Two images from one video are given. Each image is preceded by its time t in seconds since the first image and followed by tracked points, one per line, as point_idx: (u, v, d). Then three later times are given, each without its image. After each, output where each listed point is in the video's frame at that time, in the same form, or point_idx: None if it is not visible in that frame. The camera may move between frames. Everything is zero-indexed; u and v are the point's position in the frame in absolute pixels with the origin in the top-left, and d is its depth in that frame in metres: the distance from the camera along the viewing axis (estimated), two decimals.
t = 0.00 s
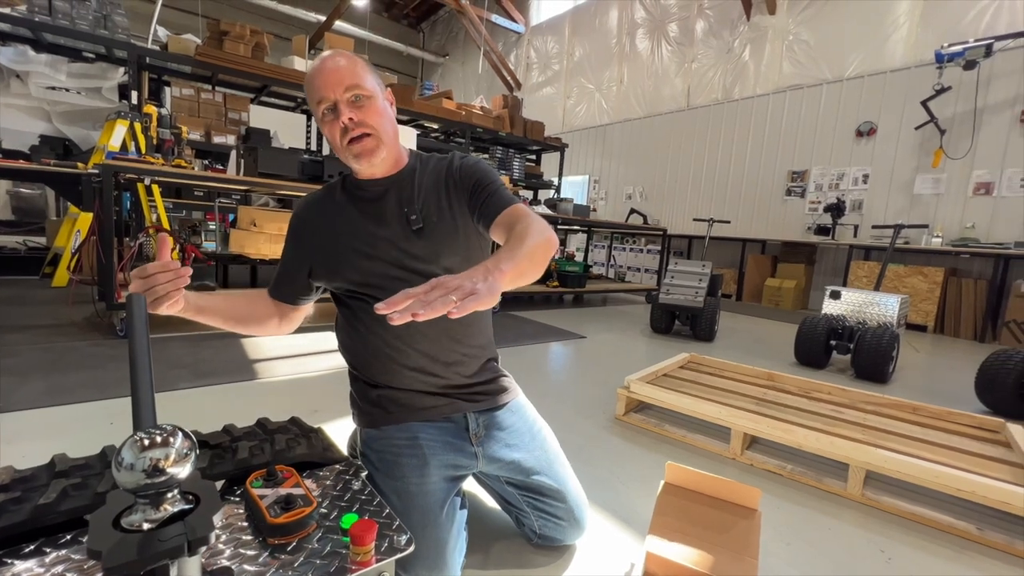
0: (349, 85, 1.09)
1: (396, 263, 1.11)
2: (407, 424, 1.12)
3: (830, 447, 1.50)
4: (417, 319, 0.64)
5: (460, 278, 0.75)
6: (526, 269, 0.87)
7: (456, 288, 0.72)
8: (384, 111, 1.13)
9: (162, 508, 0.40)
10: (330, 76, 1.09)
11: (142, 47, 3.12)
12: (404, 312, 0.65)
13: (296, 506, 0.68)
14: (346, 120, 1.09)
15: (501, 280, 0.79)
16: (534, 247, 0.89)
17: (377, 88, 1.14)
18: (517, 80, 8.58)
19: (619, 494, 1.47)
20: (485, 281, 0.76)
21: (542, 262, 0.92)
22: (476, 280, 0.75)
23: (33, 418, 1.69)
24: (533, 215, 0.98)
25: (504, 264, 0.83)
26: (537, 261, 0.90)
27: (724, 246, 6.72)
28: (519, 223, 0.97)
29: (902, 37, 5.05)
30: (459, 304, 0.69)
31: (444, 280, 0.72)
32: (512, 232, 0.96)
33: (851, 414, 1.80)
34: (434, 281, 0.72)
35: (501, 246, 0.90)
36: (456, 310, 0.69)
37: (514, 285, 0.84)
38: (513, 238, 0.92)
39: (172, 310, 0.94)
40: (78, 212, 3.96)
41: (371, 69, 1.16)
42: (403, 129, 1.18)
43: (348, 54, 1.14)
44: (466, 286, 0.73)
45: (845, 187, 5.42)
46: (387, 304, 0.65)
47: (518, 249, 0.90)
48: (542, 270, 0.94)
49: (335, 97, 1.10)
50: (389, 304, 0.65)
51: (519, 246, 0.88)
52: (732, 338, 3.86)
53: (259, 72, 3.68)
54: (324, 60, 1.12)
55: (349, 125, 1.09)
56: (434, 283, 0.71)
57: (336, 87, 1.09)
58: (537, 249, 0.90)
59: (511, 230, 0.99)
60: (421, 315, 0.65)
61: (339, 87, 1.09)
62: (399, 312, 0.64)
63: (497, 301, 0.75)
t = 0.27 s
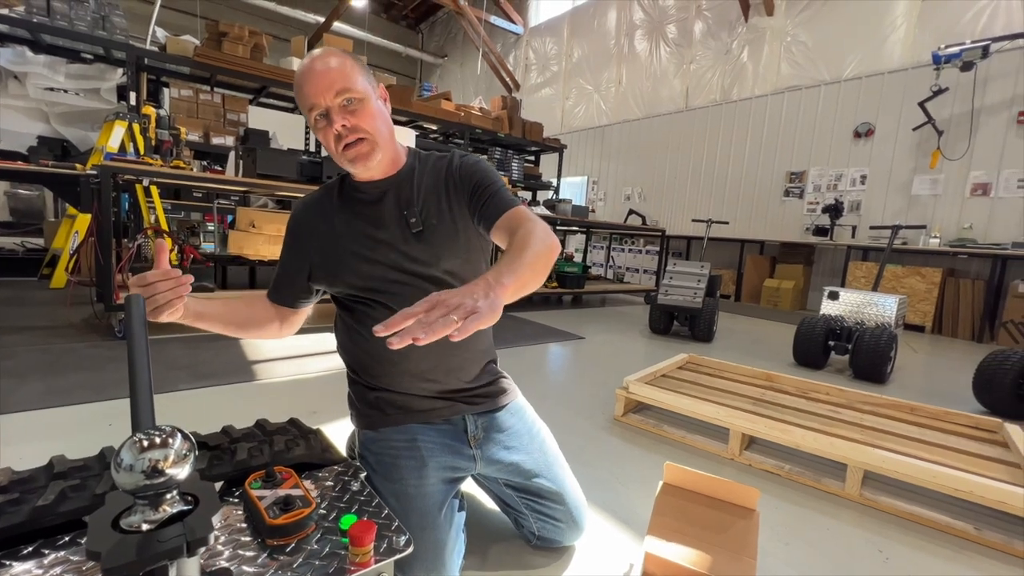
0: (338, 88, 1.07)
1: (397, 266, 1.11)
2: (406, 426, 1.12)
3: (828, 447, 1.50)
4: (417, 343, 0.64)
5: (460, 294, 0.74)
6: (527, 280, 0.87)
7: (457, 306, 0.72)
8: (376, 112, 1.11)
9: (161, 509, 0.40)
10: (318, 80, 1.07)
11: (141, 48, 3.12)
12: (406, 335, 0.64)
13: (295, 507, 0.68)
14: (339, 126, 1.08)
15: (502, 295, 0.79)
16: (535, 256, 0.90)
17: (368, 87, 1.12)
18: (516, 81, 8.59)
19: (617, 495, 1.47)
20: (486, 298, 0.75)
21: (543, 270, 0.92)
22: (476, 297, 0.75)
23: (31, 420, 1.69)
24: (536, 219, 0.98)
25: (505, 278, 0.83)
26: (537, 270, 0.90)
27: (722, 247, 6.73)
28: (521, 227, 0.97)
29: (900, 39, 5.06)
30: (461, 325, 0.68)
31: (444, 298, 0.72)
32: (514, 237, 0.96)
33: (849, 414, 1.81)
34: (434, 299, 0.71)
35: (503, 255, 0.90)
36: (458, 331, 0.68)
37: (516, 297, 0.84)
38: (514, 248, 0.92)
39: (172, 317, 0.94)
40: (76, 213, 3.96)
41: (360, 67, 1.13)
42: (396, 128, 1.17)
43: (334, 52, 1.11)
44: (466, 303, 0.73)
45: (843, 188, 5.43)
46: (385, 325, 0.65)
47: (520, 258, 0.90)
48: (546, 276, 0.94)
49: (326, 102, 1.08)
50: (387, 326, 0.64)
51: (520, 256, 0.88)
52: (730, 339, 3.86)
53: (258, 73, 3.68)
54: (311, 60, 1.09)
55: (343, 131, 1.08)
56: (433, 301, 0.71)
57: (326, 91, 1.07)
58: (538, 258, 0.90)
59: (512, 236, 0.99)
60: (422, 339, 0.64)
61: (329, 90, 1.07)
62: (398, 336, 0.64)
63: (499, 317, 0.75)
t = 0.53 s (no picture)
0: (337, 87, 1.07)
1: (395, 268, 1.11)
2: (402, 426, 1.12)
3: (826, 446, 1.50)
4: (412, 354, 0.63)
5: (456, 303, 0.74)
6: (523, 287, 0.87)
7: (452, 314, 0.71)
8: (375, 112, 1.11)
9: (157, 508, 0.40)
10: (318, 79, 1.07)
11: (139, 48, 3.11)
12: (402, 346, 0.64)
13: (293, 507, 0.68)
14: (337, 125, 1.09)
15: (498, 302, 0.78)
16: (533, 261, 0.89)
17: (369, 87, 1.11)
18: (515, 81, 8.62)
19: (616, 494, 1.47)
20: (483, 306, 0.74)
21: (542, 275, 0.92)
22: (472, 306, 0.74)
23: (28, 420, 1.69)
24: (535, 226, 0.99)
25: (502, 285, 0.82)
26: (535, 276, 0.89)
27: (721, 247, 6.73)
28: (520, 232, 0.97)
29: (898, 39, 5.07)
30: (458, 335, 0.67)
31: (439, 306, 0.71)
32: (513, 241, 0.96)
33: (847, 414, 1.81)
34: (429, 307, 0.71)
35: (501, 261, 0.89)
36: (455, 341, 0.67)
37: (513, 304, 0.84)
38: (512, 253, 0.91)
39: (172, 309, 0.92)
40: (74, 213, 3.95)
41: (362, 66, 1.13)
42: (396, 128, 1.16)
43: (338, 51, 1.11)
44: (463, 313, 0.72)
45: (841, 188, 5.44)
46: (380, 335, 0.64)
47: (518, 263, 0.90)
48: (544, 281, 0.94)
49: (324, 101, 1.08)
50: (381, 336, 0.64)
51: (518, 262, 0.88)
52: (728, 338, 3.87)
53: (256, 73, 3.68)
54: (314, 57, 1.09)
55: (340, 131, 1.09)
56: (428, 311, 0.70)
57: (325, 90, 1.07)
58: (537, 263, 0.90)
59: (510, 239, 0.98)
60: (418, 350, 0.63)
61: (328, 90, 1.07)
62: (394, 346, 0.63)
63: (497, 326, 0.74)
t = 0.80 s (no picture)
0: (339, 78, 1.08)
1: (393, 270, 1.11)
2: (401, 426, 1.12)
3: (825, 446, 1.50)
4: (392, 338, 0.61)
5: (443, 293, 0.72)
6: (514, 286, 0.86)
7: (438, 302, 0.69)
8: (375, 106, 1.11)
9: (153, 509, 0.40)
10: (320, 69, 1.08)
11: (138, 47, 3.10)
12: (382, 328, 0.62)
13: (291, 507, 0.67)
14: (334, 114, 1.08)
15: (487, 297, 0.77)
16: (530, 264, 0.89)
17: (370, 82, 1.12)
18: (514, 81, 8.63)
19: (615, 494, 1.47)
20: (470, 298, 0.73)
21: (540, 278, 0.91)
22: (460, 296, 0.72)
23: (26, 420, 1.68)
24: (535, 224, 0.97)
25: (494, 280, 0.81)
26: (530, 279, 0.89)
27: (720, 247, 6.74)
28: (519, 232, 0.96)
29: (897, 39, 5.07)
30: (439, 323, 0.66)
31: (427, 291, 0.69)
32: (511, 242, 0.95)
33: (846, 414, 1.81)
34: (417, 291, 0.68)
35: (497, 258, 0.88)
36: (435, 329, 0.66)
37: (504, 300, 0.83)
38: (508, 252, 0.90)
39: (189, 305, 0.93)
40: (72, 213, 3.95)
41: (365, 62, 1.14)
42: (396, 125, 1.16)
43: (343, 46, 1.12)
44: (449, 301, 0.70)
45: (840, 188, 5.44)
46: (362, 318, 0.63)
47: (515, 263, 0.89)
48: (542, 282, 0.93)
49: (324, 91, 1.09)
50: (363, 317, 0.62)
51: (515, 263, 0.87)
52: (727, 338, 3.87)
53: (255, 73, 3.67)
54: (319, 50, 1.10)
55: (337, 120, 1.08)
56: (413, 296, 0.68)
57: (326, 81, 1.08)
58: (534, 265, 0.89)
59: (509, 241, 0.98)
60: (397, 335, 0.62)
61: (329, 80, 1.08)
62: (373, 329, 0.62)
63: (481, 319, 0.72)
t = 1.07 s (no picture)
0: (346, 73, 1.08)
1: (395, 274, 1.11)
2: (402, 426, 1.12)
3: (825, 446, 1.50)
4: (387, 368, 0.62)
5: (441, 315, 0.72)
6: (519, 304, 0.85)
7: (437, 328, 0.70)
8: (379, 102, 1.11)
9: (152, 508, 0.40)
10: (325, 58, 1.08)
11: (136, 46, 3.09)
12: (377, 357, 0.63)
13: (290, 507, 0.67)
14: (339, 107, 1.08)
15: (488, 318, 0.77)
16: (533, 276, 0.89)
17: (377, 79, 1.13)
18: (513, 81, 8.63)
19: (615, 494, 1.47)
20: (470, 321, 0.74)
21: (543, 289, 0.91)
22: (459, 319, 0.73)
23: (25, 420, 1.68)
24: (539, 232, 0.97)
25: (494, 300, 0.81)
26: (529, 294, 0.87)
27: (719, 247, 6.74)
28: (522, 241, 0.97)
29: (896, 39, 5.07)
30: (438, 351, 0.67)
31: (424, 318, 0.70)
32: (515, 251, 0.95)
33: (845, 413, 1.81)
34: (414, 318, 0.70)
35: (501, 274, 0.88)
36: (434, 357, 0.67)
37: (504, 319, 0.83)
38: (510, 267, 0.90)
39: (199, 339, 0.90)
40: (71, 213, 3.94)
41: (373, 58, 1.15)
42: (399, 122, 1.16)
43: (351, 40, 1.13)
44: (446, 326, 0.71)
45: (839, 188, 5.44)
46: (358, 343, 0.63)
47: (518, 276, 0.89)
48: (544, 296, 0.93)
49: (329, 82, 1.08)
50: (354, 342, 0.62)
51: (517, 276, 0.87)
52: (727, 338, 3.87)
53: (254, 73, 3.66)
54: (328, 42, 1.10)
55: (341, 113, 1.08)
56: (413, 321, 0.70)
57: (332, 71, 1.08)
58: (536, 278, 0.89)
59: (512, 250, 0.98)
60: (393, 365, 0.63)
61: (336, 73, 1.08)
62: (370, 357, 0.62)
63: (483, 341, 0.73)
